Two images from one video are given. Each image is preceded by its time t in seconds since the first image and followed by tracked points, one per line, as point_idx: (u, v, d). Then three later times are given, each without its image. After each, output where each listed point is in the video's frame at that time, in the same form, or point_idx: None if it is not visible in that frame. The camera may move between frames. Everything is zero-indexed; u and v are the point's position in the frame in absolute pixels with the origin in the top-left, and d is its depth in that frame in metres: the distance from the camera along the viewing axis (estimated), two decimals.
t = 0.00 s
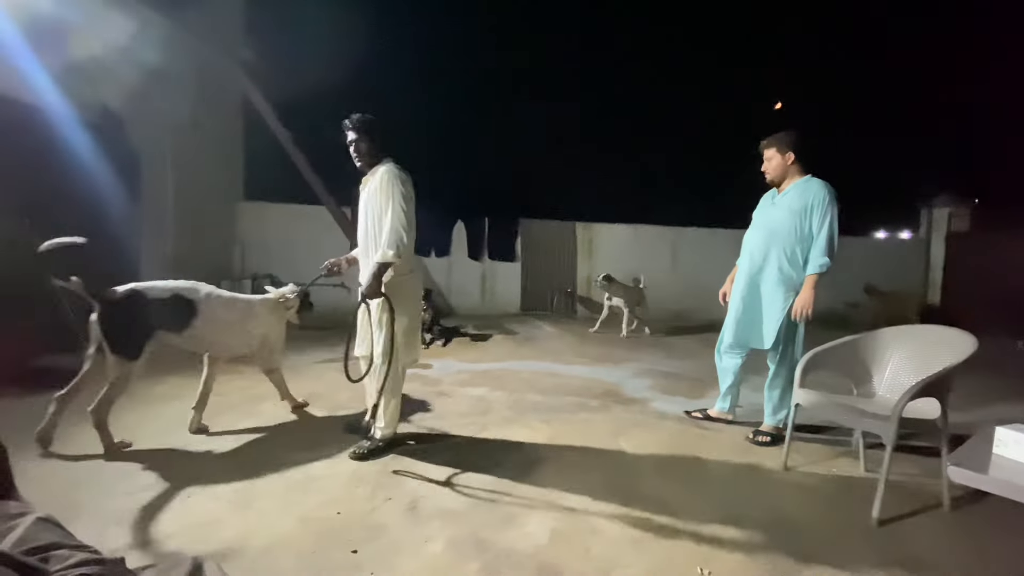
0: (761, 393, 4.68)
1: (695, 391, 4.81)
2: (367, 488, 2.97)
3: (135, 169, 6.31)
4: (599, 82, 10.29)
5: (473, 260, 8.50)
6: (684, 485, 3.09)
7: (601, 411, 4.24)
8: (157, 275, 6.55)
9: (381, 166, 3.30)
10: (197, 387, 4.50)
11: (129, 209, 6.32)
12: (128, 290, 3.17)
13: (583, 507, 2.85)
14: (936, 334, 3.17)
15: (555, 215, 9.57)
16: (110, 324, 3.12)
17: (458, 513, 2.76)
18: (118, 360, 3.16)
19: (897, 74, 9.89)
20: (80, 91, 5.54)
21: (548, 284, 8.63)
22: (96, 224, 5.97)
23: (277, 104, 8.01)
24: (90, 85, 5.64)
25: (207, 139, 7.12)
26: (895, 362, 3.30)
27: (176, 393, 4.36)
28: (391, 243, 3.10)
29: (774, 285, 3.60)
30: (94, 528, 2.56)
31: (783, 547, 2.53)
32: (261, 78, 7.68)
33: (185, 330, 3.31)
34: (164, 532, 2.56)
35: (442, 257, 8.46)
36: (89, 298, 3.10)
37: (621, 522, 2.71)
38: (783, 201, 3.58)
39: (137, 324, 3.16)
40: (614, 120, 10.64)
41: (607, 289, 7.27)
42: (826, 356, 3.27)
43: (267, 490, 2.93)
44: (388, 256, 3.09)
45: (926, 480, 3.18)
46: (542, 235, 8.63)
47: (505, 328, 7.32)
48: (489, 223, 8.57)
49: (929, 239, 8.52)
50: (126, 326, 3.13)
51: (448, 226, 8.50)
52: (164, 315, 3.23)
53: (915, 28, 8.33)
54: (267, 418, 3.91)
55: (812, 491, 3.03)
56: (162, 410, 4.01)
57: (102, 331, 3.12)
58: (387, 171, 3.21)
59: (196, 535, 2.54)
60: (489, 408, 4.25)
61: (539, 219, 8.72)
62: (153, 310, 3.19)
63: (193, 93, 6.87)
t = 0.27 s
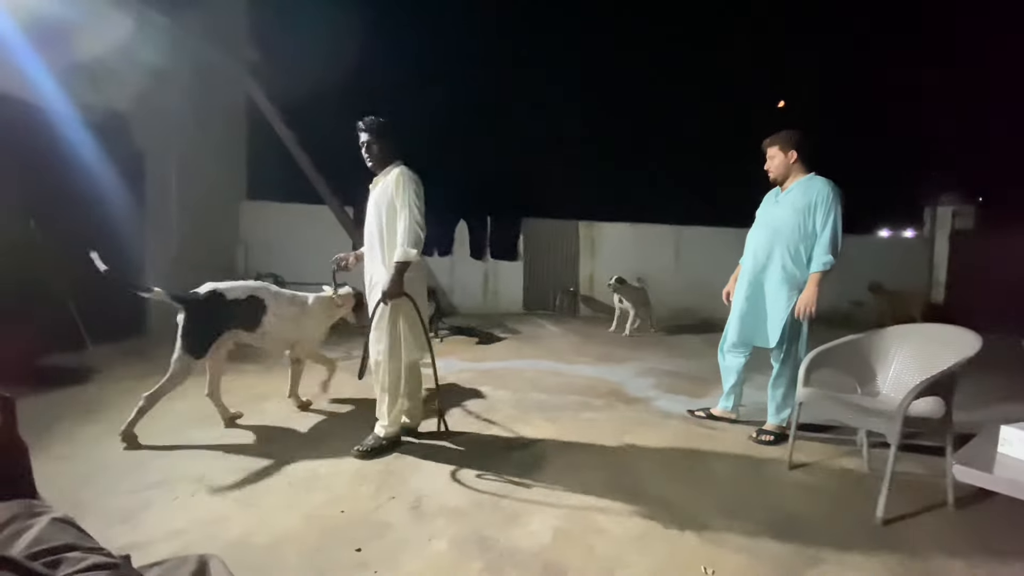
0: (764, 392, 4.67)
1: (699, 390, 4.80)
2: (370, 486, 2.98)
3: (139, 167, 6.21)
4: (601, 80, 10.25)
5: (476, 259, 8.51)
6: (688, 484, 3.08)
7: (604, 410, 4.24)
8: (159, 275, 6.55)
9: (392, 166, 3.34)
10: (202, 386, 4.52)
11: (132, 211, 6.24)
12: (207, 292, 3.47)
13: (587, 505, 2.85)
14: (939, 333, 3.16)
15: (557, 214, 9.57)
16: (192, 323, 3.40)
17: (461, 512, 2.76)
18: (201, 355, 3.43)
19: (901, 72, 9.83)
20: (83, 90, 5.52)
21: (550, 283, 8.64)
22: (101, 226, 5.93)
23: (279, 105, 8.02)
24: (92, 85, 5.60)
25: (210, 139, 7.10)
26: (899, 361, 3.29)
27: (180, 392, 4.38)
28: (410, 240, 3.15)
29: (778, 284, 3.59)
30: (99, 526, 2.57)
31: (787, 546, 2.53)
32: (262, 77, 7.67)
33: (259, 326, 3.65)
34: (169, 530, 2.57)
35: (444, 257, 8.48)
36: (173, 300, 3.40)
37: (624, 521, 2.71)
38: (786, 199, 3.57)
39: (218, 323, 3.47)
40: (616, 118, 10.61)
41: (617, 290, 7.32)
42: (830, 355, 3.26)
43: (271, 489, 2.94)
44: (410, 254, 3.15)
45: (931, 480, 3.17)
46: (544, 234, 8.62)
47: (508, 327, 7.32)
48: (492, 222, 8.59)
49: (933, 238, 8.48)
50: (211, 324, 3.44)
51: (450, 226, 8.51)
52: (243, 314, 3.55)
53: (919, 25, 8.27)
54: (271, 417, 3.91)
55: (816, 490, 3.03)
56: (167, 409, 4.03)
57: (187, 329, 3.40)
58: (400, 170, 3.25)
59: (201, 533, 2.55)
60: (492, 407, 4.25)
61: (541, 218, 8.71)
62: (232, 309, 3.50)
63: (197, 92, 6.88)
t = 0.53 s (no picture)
0: (761, 392, 4.68)
1: (696, 389, 4.81)
2: (368, 486, 2.97)
3: (137, 166, 6.20)
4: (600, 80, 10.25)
5: (474, 259, 8.53)
6: (686, 484, 3.08)
7: (602, 410, 4.24)
8: (158, 275, 6.55)
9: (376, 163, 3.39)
10: (199, 386, 4.50)
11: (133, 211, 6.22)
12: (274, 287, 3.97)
13: (585, 505, 2.85)
14: (935, 332, 3.17)
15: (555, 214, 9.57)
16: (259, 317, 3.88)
17: (459, 512, 2.76)
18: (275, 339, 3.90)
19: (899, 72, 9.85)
20: (82, 90, 5.55)
21: (549, 283, 8.64)
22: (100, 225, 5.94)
23: (277, 104, 8.01)
24: (90, 84, 5.63)
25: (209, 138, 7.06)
26: (895, 360, 3.30)
27: (177, 392, 4.36)
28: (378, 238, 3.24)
29: (776, 283, 3.60)
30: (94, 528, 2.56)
31: (785, 545, 2.53)
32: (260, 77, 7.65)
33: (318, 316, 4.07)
34: (167, 531, 2.56)
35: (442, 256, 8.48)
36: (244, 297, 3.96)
37: (622, 521, 2.70)
38: (784, 200, 3.58)
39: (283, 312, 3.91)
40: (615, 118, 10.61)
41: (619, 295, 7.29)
42: (827, 354, 3.27)
43: (269, 489, 2.93)
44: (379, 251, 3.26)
45: (928, 479, 3.18)
46: (542, 234, 8.63)
47: (506, 327, 7.33)
48: (490, 222, 8.60)
49: (930, 237, 8.50)
50: (275, 314, 3.90)
51: (448, 225, 8.52)
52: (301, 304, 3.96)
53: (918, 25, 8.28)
54: (268, 417, 3.90)
55: (813, 489, 3.03)
56: (163, 409, 4.01)
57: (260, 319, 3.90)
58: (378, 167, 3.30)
59: (198, 534, 2.54)
60: (491, 406, 4.26)
61: (540, 218, 8.71)
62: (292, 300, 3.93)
63: (195, 91, 6.87)
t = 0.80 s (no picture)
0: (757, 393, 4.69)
1: (692, 390, 4.82)
2: (363, 489, 2.97)
3: (133, 167, 6.18)
4: (597, 82, 10.26)
5: (471, 261, 8.55)
6: (681, 486, 3.09)
7: (598, 412, 4.24)
8: (153, 277, 6.53)
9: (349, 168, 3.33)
10: (194, 389, 4.49)
11: (130, 214, 6.22)
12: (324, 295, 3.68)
13: (581, 507, 2.85)
14: (930, 333, 3.18)
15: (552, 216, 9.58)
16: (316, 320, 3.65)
17: (455, 514, 2.76)
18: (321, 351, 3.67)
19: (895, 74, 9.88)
20: (79, 92, 5.55)
21: (545, 284, 8.65)
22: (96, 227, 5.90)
23: (273, 106, 8.00)
24: (87, 86, 5.62)
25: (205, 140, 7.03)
26: (889, 362, 3.32)
27: (172, 395, 4.34)
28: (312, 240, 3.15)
29: (770, 285, 3.61)
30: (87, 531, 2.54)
31: (780, 547, 2.54)
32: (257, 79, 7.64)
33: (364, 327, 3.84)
34: (161, 534, 2.55)
35: (439, 258, 8.50)
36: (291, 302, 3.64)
37: (618, 523, 2.71)
38: (779, 202, 3.59)
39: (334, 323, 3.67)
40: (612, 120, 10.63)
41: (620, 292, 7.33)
42: (822, 356, 3.28)
43: (264, 492, 2.92)
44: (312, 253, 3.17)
45: (922, 479, 3.19)
46: (539, 236, 8.64)
47: (503, 329, 7.32)
48: (487, 223, 8.59)
49: (925, 239, 8.53)
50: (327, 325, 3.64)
51: (445, 228, 8.53)
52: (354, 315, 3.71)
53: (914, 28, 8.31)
54: (264, 419, 3.89)
55: (808, 490, 3.04)
56: (158, 411, 4.00)
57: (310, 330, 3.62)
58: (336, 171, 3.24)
59: (191, 538, 2.53)
60: (487, 408, 4.26)
61: (536, 220, 8.72)
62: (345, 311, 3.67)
63: (192, 91, 6.84)
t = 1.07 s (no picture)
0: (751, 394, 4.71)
1: (687, 392, 4.83)
2: (356, 492, 2.95)
3: (126, 169, 6.23)
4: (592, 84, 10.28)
5: (466, 263, 8.56)
6: (674, 487, 3.10)
7: (593, 413, 4.25)
8: (145, 278, 6.50)
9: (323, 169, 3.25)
10: (186, 391, 4.46)
11: (123, 216, 6.23)
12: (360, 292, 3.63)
13: (575, 509, 2.85)
14: (921, 334, 3.20)
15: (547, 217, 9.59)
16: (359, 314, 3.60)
17: (448, 517, 2.75)
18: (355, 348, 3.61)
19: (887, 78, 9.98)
20: (72, 95, 5.57)
21: (540, 286, 8.66)
22: (88, 228, 5.92)
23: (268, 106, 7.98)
24: (81, 89, 5.66)
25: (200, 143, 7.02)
26: (880, 363, 3.34)
27: (163, 398, 4.31)
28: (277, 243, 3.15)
29: (763, 287, 3.63)
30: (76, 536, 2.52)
31: (772, 548, 2.54)
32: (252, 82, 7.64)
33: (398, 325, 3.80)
34: (151, 538, 2.53)
35: (434, 260, 8.53)
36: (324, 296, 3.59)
37: (611, 524, 2.71)
38: (772, 204, 3.62)
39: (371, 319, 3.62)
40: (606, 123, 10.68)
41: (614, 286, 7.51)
42: (814, 357, 3.30)
43: (256, 495, 2.91)
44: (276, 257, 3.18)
45: (914, 480, 3.21)
46: (534, 238, 8.69)
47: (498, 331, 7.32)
48: (481, 226, 8.65)
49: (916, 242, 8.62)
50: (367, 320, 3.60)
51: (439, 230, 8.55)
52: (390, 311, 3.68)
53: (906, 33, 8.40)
54: (256, 422, 3.87)
55: (800, 491, 3.06)
56: (149, 415, 3.96)
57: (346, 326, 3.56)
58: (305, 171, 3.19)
59: (182, 542, 2.51)
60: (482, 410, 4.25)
61: (532, 222, 8.74)
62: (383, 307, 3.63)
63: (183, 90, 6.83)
